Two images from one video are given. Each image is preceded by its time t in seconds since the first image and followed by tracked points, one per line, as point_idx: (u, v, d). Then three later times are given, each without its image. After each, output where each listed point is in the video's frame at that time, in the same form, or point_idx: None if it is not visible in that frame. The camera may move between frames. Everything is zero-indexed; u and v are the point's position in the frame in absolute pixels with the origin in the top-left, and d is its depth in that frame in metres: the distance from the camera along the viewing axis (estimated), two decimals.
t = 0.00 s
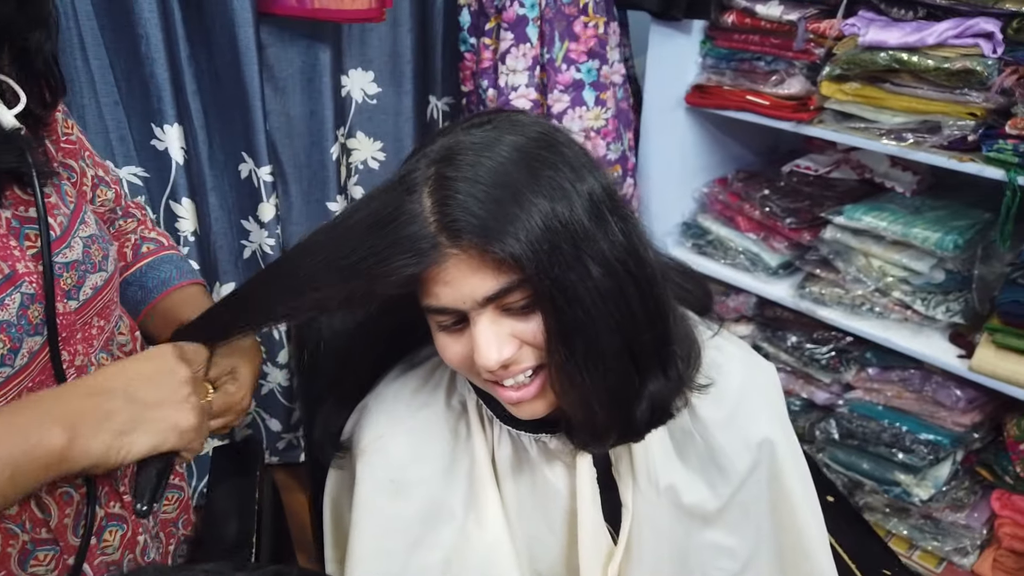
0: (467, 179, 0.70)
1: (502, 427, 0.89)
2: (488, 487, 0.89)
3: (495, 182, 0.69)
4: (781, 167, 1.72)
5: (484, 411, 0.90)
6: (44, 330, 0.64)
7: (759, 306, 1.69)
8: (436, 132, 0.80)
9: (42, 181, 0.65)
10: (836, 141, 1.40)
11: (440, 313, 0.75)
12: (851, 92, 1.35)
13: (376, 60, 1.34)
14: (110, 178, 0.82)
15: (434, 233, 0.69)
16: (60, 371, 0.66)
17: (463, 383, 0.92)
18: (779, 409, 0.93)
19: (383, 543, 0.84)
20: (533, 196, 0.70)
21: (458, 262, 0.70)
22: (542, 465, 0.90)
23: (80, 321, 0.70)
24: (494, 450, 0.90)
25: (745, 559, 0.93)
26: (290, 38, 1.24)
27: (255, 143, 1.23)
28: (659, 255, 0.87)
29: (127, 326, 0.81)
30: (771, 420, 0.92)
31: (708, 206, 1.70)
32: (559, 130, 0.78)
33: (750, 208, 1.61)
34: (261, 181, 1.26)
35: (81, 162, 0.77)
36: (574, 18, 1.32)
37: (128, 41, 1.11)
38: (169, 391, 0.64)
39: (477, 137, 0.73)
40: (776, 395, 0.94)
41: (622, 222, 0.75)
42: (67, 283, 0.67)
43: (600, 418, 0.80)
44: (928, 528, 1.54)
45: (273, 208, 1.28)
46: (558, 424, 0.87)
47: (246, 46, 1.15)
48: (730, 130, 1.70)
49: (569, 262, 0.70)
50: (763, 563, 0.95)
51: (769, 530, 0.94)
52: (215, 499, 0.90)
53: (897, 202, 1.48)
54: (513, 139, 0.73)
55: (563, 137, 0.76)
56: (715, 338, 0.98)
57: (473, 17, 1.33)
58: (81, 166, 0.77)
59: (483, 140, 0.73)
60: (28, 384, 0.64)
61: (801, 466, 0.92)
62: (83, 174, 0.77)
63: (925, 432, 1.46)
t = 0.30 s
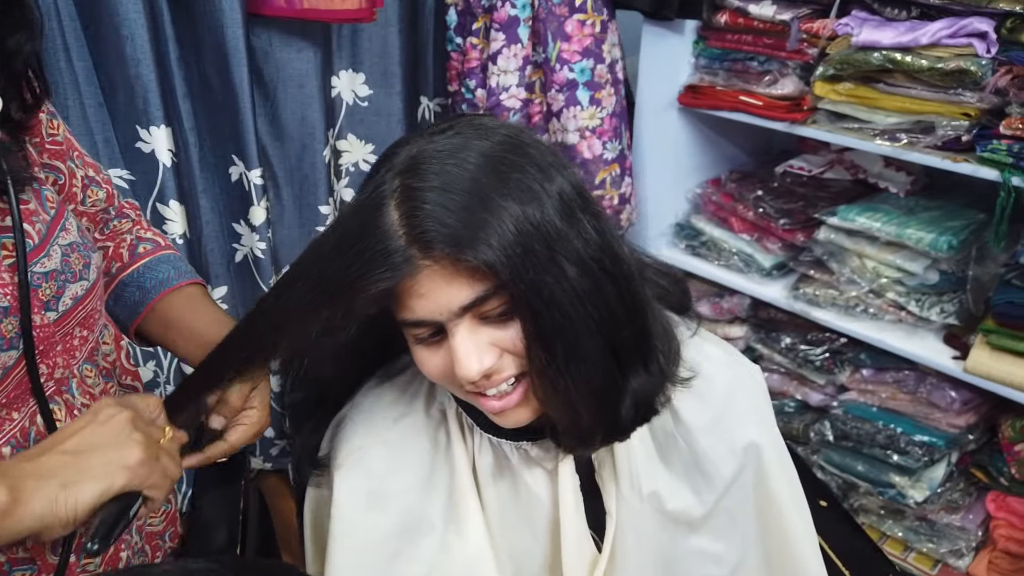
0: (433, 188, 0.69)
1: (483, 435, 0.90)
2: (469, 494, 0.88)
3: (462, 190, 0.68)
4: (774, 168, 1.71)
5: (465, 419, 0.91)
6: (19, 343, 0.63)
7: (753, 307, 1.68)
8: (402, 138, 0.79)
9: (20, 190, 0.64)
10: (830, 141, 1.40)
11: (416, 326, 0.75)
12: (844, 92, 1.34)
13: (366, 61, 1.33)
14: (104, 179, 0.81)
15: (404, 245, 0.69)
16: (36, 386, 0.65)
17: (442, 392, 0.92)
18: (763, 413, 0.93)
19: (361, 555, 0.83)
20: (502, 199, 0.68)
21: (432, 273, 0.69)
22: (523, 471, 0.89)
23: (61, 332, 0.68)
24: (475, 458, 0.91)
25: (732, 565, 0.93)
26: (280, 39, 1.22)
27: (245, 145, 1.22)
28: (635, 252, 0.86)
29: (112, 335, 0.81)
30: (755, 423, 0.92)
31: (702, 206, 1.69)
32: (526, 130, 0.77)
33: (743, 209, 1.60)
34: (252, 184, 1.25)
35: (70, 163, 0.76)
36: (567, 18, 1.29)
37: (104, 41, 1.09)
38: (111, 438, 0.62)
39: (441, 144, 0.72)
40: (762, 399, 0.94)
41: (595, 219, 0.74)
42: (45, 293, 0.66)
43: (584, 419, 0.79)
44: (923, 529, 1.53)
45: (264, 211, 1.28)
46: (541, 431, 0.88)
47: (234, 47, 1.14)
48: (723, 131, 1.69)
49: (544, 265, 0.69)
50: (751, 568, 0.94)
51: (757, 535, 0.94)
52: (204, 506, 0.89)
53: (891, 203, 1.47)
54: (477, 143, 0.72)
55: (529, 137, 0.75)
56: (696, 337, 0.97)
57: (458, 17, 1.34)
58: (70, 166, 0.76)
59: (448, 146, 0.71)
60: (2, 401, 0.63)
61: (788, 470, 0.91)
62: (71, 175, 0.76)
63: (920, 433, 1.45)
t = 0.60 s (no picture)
0: (406, 204, 0.68)
1: (468, 444, 0.91)
2: (453, 502, 0.88)
3: (436, 203, 0.68)
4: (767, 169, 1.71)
5: (449, 428, 0.91)
6: (4, 351, 0.62)
7: (746, 309, 1.68)
8: (375, 150, 0.78)
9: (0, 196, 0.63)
10: (823, 142, 1.39)
11: (397, 341, 0.74)
12: (837, 93, 1.33)
13: (358, 61, 1.33)
14: (83, 179, 0.81)
15: (380, 262, 0.68)
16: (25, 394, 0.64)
17: (428, 402, 0.94)
18: (751, 417, 0.93)
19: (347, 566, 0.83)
20: (477, 210, 0.68)
21: (410, 290, 0.68)
22: (509, 479, 0.90)
23: (45, 339, 0.68)
24: (460, 467, 0.91)
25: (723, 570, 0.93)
26: (271, 40, 1.21)
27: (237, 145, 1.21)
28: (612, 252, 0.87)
29: (96, 340, 0.80)
30: (743, 427, 0.91)
31: (695, 208, 1.68)
32: (497, 135, 0.77)
33: (737, 210, 1.59)
34: (243, 185, 1.24)
35: (50, 163, 0.76)
36: (563, 18, 1.27)
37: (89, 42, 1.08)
38: (102, 495, 0.64)
39: (413, 155, 0.71)
40: (749, 404, 0.94)
41: (571, 223, 0.74)
42: (28, 299, 0.65)
43: (568, 425, 0.79)
44: (917, 531, 1.53)
45: (255, 211, 1.26)
46: (527, 439, 0.88)
47: (224, 48, 1.13)
48: (715, 132, 1.69)
49: (521, 274, 0.69)
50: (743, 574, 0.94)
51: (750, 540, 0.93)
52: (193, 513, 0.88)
53: (883, 204, 1.46)
54: (448, 154, 0.71)
55: (501, 143, 0.74)
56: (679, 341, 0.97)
57: (441, 16, 1.35)
58: (51, 166, 0.76)
59: (420, 158, 0.71)
60: None
61: (777, 475, 0.90)
62: (52, 175, 0.76)
63: (914, 435, 1.45)
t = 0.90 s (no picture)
0: (403, 204, 0.67)
1: (459, 449, 0.90)
2: (444, 509, 0.88)
3: (432, 204, 0.67)
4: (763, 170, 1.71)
5: (442, 434, 0.91)
6: None
7: (742, 311, 1.67)
8: (376, 146, 0.78)
9: None
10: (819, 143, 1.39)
11: (386, 341, 0.73)
12: (832, 94, 1.33)
13: (357, 63, 1.33)
14: (64, 183, 0.81)
15: (374, 262, 0.68)
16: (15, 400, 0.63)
17: (419, 407, 0.93)
18: (746, 424, 0.92)
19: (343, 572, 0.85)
20: (473, 214, 0.67)
21: (402, 292, 0.68)
22: (500, 486, 0.89)
23: (33, 343, 0.67)
24: (452, 473, 0.91)
25: None
26: (265, 41, 1.20)
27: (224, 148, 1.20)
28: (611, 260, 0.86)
29: (82, 343, 0.80)
30: (739, 435, 0.91)
31: (690, 209, 1.68)
32: (498, 137, 0.76)
33: (732, 212, 1.59)
34: (233, 188, 1.22)
35: (31, 165, 0.76)
36: (560, 19, 1.28)
37: (77, 45, 1.07)
38: (107, 506, 0.64)
39: (413, 155, 0.71)
40: (744, 411, 0.93)
41: (569, 231, 0.73)
42: (16, 302, 0.65)
43: (558, 437, 0.78)
44: (914, 533, 1.53)
45: (245, 214, 1.25)
46: (517, 446, 0.88)
47: (214, 49, 1.13)
48: (711, 134, 1.68)
49: (516, 281, 0.69)
50: None
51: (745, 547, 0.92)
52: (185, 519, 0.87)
53: (879, 205, 1.46)
54: (447, 154, 0.70)
55: (502, 146, 0.74)
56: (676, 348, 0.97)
57: (441, 18, 1.35)
58: (32, 169, 0.76)
59: (419, 157, 0.70)
60: None
61: (771, 481, 0.90)
62: (34, 178, 0.76)
63: (910, 436, 1.45)
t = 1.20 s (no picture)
0: (396, 210, 0.67)
1: (451, 454, 0.91)
2: (436, 514, 0.88)
3: (425, 213, 0.67)
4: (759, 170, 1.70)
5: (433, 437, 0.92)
6: None
7: (738, 311, 1.67)
8: (376, 143, 0.77)
9: None
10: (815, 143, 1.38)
11: (374, 345, 0.73)
12: (828, 94, 1.32)
13: (354, 64, 1.33)
14: (51, 180, 0.80)
15: (365, 268, 0.67)
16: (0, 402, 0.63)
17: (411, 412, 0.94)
18: (735, 422, 0.93)
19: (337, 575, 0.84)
20: (466, 224, 0.67)
21: (391, 300, 0.67)
22: (495, 492, 0.90)
23: (17, 344, 0.66)
24: (444, 478, 0.91)
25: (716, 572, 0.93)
26: (259, 41, 1.20)
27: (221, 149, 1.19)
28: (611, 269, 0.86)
29: (67, 344, 0.79)
30: (729, 433, 0.91)
31: (687, 210, 1.67)
32: (497, 142, 0.75)
33: (728, 212, 1.59)
34: (229, 188, 1.21)
35: (14, 163, 0.75)
36: (547, 20, 1.28)
37: (71, 44, 1.06)
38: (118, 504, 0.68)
39: (410, 158, 0.70)
40: (736, 409, 0.94)
41: (565, 244, 0.73)
42: None
43: (545, 451, 0.78)
44: (911, 533, 1.53)
45: (242, 214, 1.24)
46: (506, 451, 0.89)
47: (209, 49, 1.12)
48: (707, 134, 1.68)
49: (507, 293, 0.69)
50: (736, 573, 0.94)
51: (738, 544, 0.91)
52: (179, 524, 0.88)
53: (875, 205, 1.46)
54: (444, 160, 0.70)
55: (501, 153, 0.73)
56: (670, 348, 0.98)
57: (446, 19, 1.33)
58: (15, 166, 0.75)
59: (416, 162, 0.70)
60: None
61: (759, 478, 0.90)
62: (17, 176, 0.75)
63: (907, 436, 1.45)
